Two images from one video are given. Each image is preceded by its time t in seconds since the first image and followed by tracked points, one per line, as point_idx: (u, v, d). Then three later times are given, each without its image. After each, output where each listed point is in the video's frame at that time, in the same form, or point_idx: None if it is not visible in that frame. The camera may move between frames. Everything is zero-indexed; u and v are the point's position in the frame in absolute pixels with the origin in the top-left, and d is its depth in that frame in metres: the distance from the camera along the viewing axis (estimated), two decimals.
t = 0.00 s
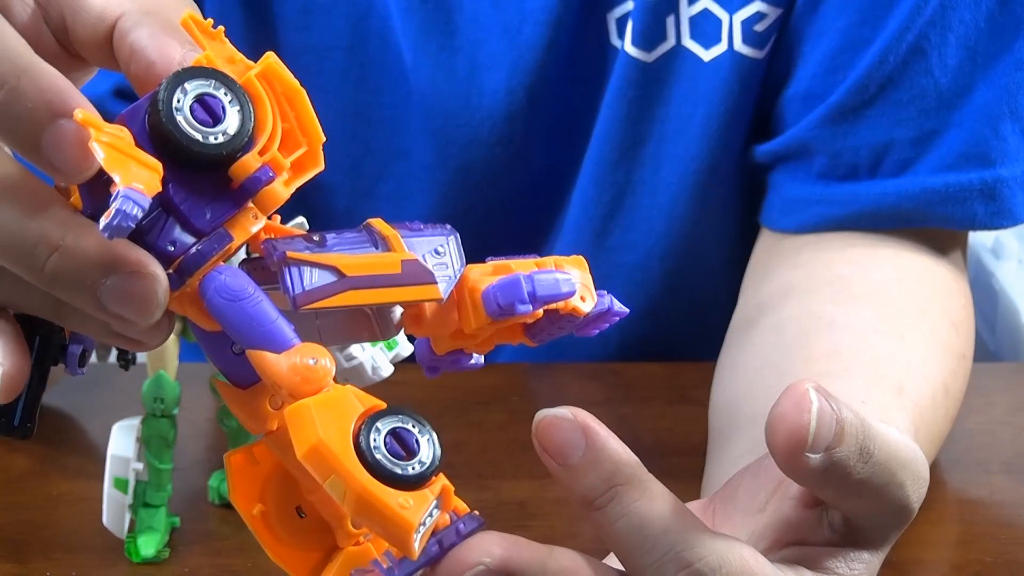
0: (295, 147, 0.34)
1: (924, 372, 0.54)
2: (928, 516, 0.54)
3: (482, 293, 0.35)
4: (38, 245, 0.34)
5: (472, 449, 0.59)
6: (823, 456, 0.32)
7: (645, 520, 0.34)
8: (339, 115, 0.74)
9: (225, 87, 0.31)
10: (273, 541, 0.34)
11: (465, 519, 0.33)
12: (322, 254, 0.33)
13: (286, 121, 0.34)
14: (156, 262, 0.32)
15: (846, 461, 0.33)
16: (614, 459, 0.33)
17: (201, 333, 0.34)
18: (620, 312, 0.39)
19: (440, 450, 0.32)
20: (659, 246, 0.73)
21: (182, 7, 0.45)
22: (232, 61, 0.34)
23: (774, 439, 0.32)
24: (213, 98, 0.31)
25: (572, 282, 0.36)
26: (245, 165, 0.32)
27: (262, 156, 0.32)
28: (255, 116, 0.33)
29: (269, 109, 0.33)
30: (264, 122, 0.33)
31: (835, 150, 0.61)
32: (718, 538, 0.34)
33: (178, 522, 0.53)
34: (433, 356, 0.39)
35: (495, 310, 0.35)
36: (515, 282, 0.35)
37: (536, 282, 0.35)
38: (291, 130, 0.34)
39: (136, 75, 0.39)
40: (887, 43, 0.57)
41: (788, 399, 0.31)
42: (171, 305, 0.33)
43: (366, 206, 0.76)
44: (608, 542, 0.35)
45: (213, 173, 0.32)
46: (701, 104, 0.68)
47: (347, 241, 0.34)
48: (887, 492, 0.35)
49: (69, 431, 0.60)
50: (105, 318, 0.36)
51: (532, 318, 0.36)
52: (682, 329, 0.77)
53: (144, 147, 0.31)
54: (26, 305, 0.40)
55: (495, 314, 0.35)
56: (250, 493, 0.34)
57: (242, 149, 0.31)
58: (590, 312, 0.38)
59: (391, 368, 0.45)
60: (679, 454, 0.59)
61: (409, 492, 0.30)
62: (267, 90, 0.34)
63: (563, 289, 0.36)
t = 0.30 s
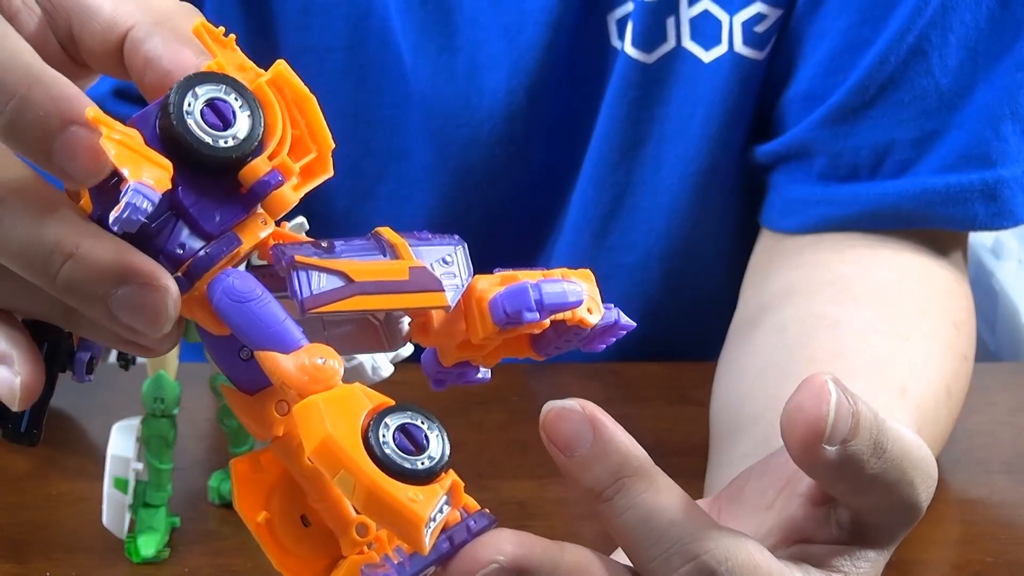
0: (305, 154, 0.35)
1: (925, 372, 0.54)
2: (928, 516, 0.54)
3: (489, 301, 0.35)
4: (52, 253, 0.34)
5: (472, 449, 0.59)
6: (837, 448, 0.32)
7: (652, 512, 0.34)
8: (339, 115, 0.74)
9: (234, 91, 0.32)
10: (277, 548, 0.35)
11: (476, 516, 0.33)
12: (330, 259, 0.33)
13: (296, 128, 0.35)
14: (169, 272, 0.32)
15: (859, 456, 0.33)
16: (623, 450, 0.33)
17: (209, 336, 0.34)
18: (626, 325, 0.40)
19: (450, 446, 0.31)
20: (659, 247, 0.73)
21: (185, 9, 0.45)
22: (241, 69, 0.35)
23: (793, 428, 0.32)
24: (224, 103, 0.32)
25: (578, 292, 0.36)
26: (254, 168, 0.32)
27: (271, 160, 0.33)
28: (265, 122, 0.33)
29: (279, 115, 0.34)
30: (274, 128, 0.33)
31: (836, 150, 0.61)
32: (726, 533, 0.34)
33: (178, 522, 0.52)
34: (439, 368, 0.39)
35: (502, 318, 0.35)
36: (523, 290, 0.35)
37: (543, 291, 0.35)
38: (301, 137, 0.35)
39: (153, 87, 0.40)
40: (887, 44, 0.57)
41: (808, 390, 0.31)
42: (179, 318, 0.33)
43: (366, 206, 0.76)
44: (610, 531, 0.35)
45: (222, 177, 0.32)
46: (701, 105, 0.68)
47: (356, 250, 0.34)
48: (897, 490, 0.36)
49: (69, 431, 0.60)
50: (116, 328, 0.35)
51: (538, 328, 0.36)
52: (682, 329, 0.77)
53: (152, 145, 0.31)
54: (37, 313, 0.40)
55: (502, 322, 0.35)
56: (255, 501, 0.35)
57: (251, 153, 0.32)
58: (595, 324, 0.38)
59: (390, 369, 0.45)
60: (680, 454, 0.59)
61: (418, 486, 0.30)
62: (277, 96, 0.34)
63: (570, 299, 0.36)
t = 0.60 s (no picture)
0: (304, 147, 0.35)
1: (925, 372, 0.54)
2: (928, 516, 0.54)
3: (489, 294, 0.35)
4: (66, 260, 0.34)
5: (472, 449, 0.59)
6: (842, 440, 0.33)
7: (655, 501, 0.34)
8: (339, 115, 0.74)
9: (234, 87, 0.33)
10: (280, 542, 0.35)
11: (480, 502, 0.33)
12: (331, 252, 0.33)
13: (295, 122, 0.35)
14: (180, 284, 0.32)
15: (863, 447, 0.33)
16: (624, 442, 0.33)
17: (211, 332, 0.34)
18: (626, 319, 0.39)
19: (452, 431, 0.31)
20: (659, 247, 0.73)
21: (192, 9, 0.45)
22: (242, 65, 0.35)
23: (798, 422, 0.32)
24: (223, 97, 0.32)
25: (578, 284, 0.36)
26: (254, 162, 0.32)
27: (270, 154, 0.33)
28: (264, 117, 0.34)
29: (279, 110, 0.34)
30: (272, 122, 0.34)
31: (836, 150, 0.61)
32: (728, 525, 0.34)
33: (178, 522, 0.52)
34: (441, 366, 0.39)
35: (502, 309, 0.35)
36: (522, 281, 0.35)
37: (543, 282, 0.35)
38: (299, 131, 0.35)
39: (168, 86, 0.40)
40: (887, 44, 0.57)
41: (813, 381, 0.31)
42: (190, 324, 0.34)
43: (366, 207, 0.76)
44: (611, 521, 0.35)
45: (222, 172, 0.33)
46: (701, 105, 0.68)
47: (356, 243, 0.34)
48: (901, 484, 0.36)
49: (70, 431, 0.60)
50: (123, 337, 0.36)
51: (539, 319, 0.36)
52: (682, 329, 0.77)
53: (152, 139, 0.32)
54: (44, 314, 0.40)
55: (501, 313, 0.35)
56: (257, 496, 0.34)
57: (250, 147, 0.32)
58: (596, 318, 0.38)
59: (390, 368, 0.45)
60: (680, 454, 0.59)
61: (422, 471, 0.29)
62: (278, 92, 0.35)
63: (570, 289, 0.36)
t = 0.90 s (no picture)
0: (305, 134, 0.35)
1: (926, 372, 0.54)
2: (928, 516, 0.54)
3: (490, 283, 0.35)
4: (72, 235, 0.34)
5: (472, 449, 0.59)
6: (836, 434, 0.33)
7: (650, 497, 0.34)
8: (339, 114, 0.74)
9: (235, 72, 0.32)
10: (276, 531, 0.35)
11: (468, 501, 0.32)
12: (330, 239, 0.33)
13: (297, 108, 0.35)
14: (188, 257, 0.32)
15: (857, 440, 0.33)
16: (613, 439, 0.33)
17: (210, 318, 0.34)
18: (631, 309, 0.39)
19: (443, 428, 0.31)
20: (659, 247, 0.73)
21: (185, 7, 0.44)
22: (244, 50, 0.35)
23: (794, 412, 0.32)
24: (224, 83, 0.32)
25: (579, 274, 0.36)
26: (253, 148, 0.32)
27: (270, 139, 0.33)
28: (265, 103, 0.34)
29: (279, 96, 0.34)
30: (273, 108, 0.34)
31: (836, 150, 0.61)
32: (719, 520, 0.34)
33: (178, 522, 0.52)
34: (444, 354, 0.39)
35: (502, 299, 0.35)
36: (523, 271, 0.35)
37: (543, 273, 0.35)
38: (301, 118, 0.35)
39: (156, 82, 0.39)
40: (887, 44, 0.57)
41: (807, 376, 0.32)
42: (192, 311, 0.34)
43: (367, 207, 0.76)
44: (607, 520, 0.35)
45: (222, 158, 0.33)
46: (702, 105, 0.68)
47: (356, 230, 0.34)
48: (897, 480, 0.36)
49: (70, 431, 0.60)
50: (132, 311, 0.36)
51: (541, 309, 0.36)
52: (682, 329, 0.77)
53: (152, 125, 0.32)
54: (47, 303, 0.40)
55: (502, 304, 0.35)
56: (255, 482, 0.34)
57: (250, 132, 0.32)
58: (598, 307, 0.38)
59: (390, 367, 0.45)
60: (680, 454, 0.59)
61: (409, 469, 0.29)
62: (279, 78, 0.35)
63: (571, 280, 0.36)
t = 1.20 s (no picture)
0: (296, 119, 0.34)
1: (926, 371, 0.54)
2: (928, 516, 0.54)
3: (487, 267, 0.35)
4: (62, 224, 0.35)
5: (472, 450, 0.59)
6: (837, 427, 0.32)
7: (647, 510, 0.33)
8: (340, 114, 0.74)
9: (224, 57, 0.32)
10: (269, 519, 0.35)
11: (461, 488, 0.32)
12: (324, 224, 0.33)
13: (288, 94, 0.35)
14: (180, 242, 0.32)
15: (853, 435, 0.33)
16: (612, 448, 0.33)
17: (205, 306, 0.34)
18: (631, 293, 0.39)
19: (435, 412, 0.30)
20: (660, 246, 0.73)
21: (173, 4, 0.44)
22: (235, 37, 0.35)
23: (793, 405, 0.32)
24: (213, 68, 0.32)
25: (577, 256, 0.36)
26: (246, 131, 0.32)
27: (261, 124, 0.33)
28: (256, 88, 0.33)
29: (269, 81, 0.34)
30: (263, 94, 0.33)
31: (836, 150, 0.61)
32: (708, 525, 0.34)
33: (178, 522, 0.52)
34: (444, 342, 0.39)
35: (499, 283, 0.35)
36: (519, 254, 0.35)
37: (540, 255, 0.35)
38: (292, 103, 0.35)
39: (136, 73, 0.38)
40: (888, 44, 0.57)
41: (806, 369, 0.32)
42: (184, 297, 0.34)
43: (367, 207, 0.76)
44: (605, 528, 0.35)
45: (214, 143, 0.33)
46: (703, 105, 0.68)
47: (351, 216, 0.34)
48: (896, 478, 0.36)
49: (70, 431, 0.60)
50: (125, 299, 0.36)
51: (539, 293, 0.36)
52: (682, 329, 0.77)
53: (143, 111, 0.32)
54: (47, 295, 0.40)
55: (498, 286, 0.35)
56: (248, 469, 0.35)
57: (241, 116, 0.32)
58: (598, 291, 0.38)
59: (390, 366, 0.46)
60: (680, 454, 0.59)
61: (401, 454, 0.29)
62: (270, 64, 0.34)
63: (568, 262, 0.35)
